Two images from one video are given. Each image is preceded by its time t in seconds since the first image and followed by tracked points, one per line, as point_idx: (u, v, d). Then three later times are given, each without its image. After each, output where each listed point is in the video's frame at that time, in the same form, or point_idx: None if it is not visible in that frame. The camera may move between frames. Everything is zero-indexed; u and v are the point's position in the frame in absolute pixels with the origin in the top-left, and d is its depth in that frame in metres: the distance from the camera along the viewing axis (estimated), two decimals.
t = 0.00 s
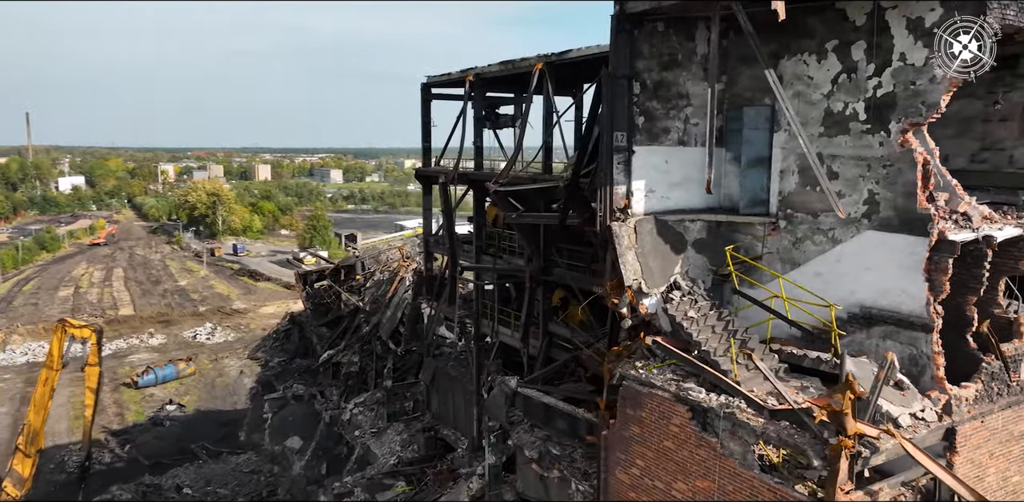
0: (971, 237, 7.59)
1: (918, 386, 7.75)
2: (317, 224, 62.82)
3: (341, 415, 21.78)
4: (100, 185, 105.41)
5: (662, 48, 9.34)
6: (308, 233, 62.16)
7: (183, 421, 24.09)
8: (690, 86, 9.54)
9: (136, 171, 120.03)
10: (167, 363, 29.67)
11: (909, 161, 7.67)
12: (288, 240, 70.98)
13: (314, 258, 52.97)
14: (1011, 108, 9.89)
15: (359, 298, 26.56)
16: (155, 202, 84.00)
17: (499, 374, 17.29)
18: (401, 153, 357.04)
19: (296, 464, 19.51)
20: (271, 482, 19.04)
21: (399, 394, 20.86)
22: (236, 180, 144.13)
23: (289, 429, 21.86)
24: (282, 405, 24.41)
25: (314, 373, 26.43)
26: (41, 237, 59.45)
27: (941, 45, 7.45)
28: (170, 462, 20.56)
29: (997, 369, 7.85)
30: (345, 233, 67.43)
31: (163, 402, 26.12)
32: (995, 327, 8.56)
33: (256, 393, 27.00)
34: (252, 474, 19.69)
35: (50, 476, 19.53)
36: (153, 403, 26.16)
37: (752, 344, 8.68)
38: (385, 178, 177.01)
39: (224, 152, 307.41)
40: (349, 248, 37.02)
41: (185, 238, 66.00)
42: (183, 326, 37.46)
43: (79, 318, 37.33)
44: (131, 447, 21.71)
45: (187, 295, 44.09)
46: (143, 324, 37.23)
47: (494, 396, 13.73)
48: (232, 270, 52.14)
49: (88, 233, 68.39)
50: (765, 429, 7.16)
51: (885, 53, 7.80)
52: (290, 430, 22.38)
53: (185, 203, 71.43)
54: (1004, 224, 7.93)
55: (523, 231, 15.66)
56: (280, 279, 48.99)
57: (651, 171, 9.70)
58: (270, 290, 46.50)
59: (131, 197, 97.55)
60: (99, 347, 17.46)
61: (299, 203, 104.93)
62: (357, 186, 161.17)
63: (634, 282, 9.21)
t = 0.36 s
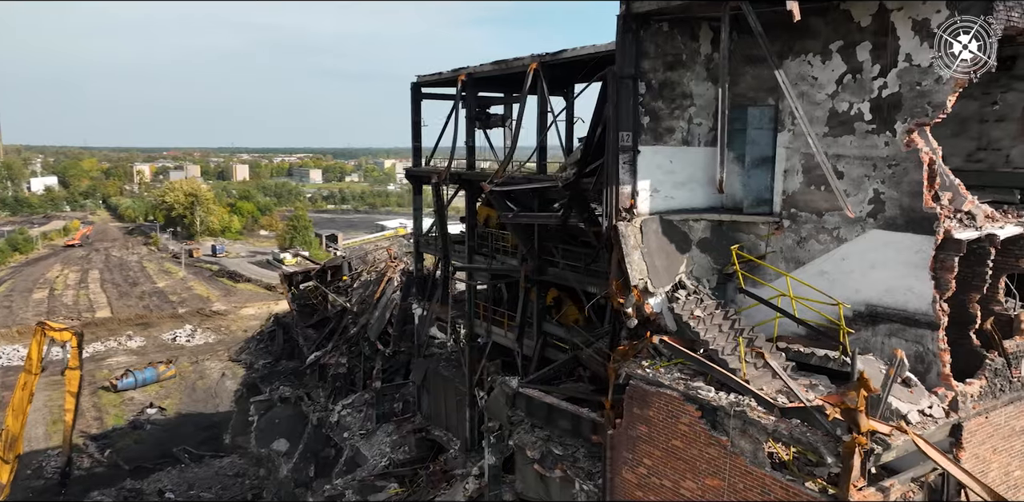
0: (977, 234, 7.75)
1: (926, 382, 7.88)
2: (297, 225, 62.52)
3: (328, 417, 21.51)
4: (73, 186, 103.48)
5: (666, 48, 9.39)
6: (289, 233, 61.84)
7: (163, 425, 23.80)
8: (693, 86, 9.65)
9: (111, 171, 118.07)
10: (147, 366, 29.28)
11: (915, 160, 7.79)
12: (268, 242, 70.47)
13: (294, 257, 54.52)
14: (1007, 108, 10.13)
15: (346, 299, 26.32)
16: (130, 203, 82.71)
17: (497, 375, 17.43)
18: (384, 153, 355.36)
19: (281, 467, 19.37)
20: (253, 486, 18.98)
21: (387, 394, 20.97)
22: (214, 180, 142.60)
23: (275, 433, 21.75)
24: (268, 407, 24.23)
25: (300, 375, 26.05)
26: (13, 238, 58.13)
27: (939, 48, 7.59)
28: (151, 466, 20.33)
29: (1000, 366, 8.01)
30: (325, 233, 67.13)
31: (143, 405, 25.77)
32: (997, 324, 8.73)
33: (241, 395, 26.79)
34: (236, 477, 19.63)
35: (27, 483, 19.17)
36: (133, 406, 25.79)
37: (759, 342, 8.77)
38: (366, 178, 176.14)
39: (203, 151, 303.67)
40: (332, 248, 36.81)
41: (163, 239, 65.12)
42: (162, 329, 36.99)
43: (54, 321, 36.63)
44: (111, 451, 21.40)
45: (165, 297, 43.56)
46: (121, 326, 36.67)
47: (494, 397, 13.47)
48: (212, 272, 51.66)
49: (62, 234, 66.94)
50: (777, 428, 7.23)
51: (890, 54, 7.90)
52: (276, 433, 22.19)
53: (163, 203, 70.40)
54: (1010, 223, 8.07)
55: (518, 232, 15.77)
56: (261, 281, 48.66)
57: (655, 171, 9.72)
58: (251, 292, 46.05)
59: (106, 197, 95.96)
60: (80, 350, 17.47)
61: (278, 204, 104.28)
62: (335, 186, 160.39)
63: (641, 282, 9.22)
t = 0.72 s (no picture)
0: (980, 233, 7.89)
1: (931, 379, 8.01)
2: (277, 225, 62.03)
3: (316, 419, 21.18)
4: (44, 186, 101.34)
5: (671, 48, 9.41)
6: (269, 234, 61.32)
7: (144, 429, 23.46)
8: (697, 86, 9.69)
9: (83, 171, 115.86)
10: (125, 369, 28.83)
11: (920, 160, 7.90)
12: (247, 243, 69.79)
13: (274, 258, 55.53)
14: (1004, 109, 10.51)
15: (334, 300, 26.01)
16: (103, 203, 81.20)
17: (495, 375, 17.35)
18: (364, 153, 353.48)
19: (268, 470, 19.10)
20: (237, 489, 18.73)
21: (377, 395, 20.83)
22: (192, 180, 140.84)
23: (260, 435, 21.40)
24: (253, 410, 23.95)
25: (287, 377, 25.79)
26: None
27: (940, 48, 7.73)
28: (132, 471, 20.13)
29: (1002, 362, 8.26)
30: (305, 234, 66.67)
31: (123, 409, 25.36)
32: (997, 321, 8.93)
33: (226, 398, 26.51)
34: (219, 481, 19.41)
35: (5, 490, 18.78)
36: (112, 410, 25.37)
37: (765, 340, 8.85)
38: (345, 178, 174.91)
39: (181, 151, 299.70)
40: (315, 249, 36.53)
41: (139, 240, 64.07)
42: (140, 331, 36.42)
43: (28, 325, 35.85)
44: (91, 456, 21.04)
45: (143, 299, 42.93)
46: (98, 329, 36.04)
47: (494, 397, 13.36)
48: (191, 274, 51.08)
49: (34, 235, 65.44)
50: (789, 425, 7.31)
51: (895, 55, 8.00)
52: (261, 436, 21.81)
53: (139, 204, 69.25)
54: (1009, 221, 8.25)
55: (512, 231, 15.73)
56: (240, 283, 48.23)
57: (660, 170, 9.76)
58: (231, 294, 45.56)
59: (78, 198, 94.13)
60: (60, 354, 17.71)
61: (257, 204, 103.29)
62: (315, 187, 159.33)
63: (647, 281, 9.20)
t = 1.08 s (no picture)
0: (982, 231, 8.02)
1: (936, 376, 8.22)
2: (256, 226, 61.42)
3: (303, 421, 20.90)
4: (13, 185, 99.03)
5: (675, 49, 9.43)
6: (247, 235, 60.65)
7: (124, 434, 23.02)
8: (700, 86, 9.72)
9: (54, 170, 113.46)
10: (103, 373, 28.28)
11: (925, 160, 8.00)
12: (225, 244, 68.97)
13: (254, 258, 55.40)
14: (1001, 109, 10.93)
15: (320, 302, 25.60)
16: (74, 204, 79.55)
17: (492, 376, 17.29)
18: (344, 153, 351.27)
19: (255, 473, 18.80)
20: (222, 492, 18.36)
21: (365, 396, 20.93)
22: (168, 181, 138.83)
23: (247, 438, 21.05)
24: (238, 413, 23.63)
25: (272, 380, 25.48)
26: None
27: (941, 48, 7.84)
28: (111, 477, 19.72)
29: (1003, 359, 8.52)
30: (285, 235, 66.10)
31: (101, 414, 24.86)
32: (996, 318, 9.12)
33: (210, 401, 26.15)
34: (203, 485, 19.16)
35: None
36: (90, 415, 24.85)
37: (771, 339, 8.93)
38: (324, 178, 173.48)
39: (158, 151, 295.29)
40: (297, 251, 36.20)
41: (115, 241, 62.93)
42: (117, 335, 35.77)
43: None
44: (70, 462, 20.59)
45: (120, 302, 42.21)
46: (74, 332, 35.31)
47: (494, 397, 13.32)
48: (169, 275, 50.37)
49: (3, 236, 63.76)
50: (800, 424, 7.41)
51: (899, 56, 8.09)
52: (247, 440, 21.41)
53: (114, 205, 68.03)
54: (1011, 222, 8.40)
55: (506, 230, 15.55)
56: (219, 285, 47.63)
57: (665, 170, 9.80)
58: (210, 296, 44.98)
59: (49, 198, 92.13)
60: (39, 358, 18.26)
61: (234, 204, 102.16)
62: (294, 187, 158.05)
63: (652, 281, 9.18)
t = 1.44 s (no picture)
0: (983, 229, 8.18)
1: (940, 371, 8.37)
2: (236, 227, 60.79)
3: (290, 423, 20.69)
4: None
5: (679, 48, 9.47)
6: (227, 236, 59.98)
7: (104, 439, 22.57)
8: (704, 86, 9.78)
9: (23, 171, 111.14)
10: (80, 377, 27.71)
11: (929, 158, 8.13)
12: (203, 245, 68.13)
13: (233, 260, 54.77)
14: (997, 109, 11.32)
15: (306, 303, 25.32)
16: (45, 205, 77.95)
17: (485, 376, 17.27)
18: (325, 153, 348.80)
19: (242, 476, 18.52)
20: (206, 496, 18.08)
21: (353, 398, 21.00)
22: (144, 181, 136.78)
23: (233, 441, 20.71)
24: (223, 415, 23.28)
25: (258, 382, 25.17)
26: None
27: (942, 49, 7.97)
28: (92, 482, 19.34)
29: (1004, 355, 8.68)
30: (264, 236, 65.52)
31: (80, 418, 24.35)
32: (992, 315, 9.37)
33: (194, 404, 25.77)
34: (187, 489, 18.92)
35: None
36: (68, 420, 24.33)
37: (776, 337, 9.02)
38: (304, 179, 171.92)
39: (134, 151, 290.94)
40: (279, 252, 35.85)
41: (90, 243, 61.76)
42: (94, 338, 35.12)
43: None
44: (48, 468, 20.13)
45: (97, 305, 41.49)
46: (49, 336, 34.57)
47: (494, 397, 13.28)
48: (147, 277, 49.60)
49: None
50: (810, 420, 7.44)
51: (903, 57, 8.20)
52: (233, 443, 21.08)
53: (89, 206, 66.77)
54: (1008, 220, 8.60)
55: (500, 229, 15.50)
56: (199, 287, 47.04)
57: (669, 170, 9.83)
58: (189, 297, 44.39)
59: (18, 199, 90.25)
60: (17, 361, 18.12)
61: (211, 205, 100.91)
62: (273, 188, 156.68)
63: (658, 279, 9.20)
